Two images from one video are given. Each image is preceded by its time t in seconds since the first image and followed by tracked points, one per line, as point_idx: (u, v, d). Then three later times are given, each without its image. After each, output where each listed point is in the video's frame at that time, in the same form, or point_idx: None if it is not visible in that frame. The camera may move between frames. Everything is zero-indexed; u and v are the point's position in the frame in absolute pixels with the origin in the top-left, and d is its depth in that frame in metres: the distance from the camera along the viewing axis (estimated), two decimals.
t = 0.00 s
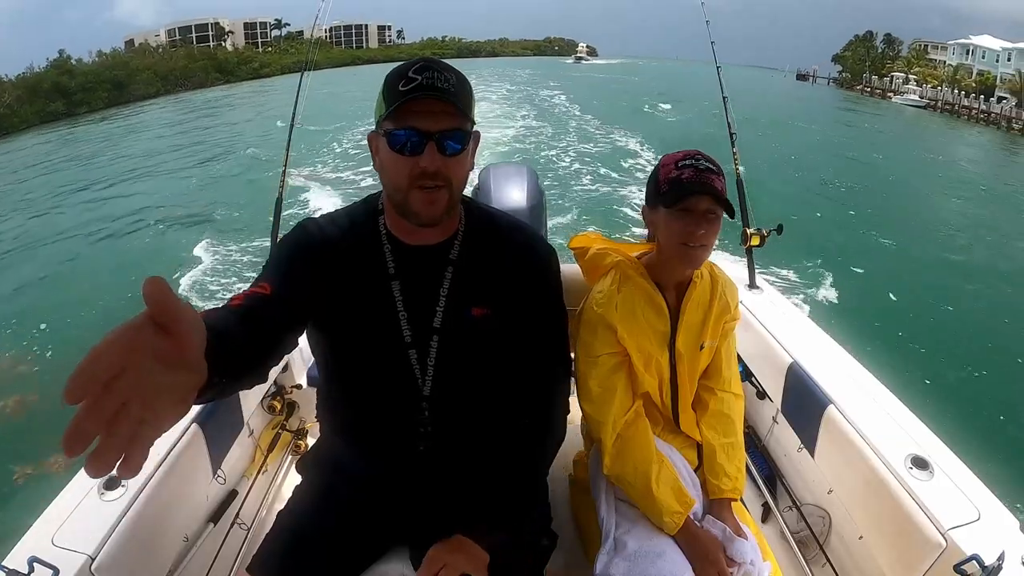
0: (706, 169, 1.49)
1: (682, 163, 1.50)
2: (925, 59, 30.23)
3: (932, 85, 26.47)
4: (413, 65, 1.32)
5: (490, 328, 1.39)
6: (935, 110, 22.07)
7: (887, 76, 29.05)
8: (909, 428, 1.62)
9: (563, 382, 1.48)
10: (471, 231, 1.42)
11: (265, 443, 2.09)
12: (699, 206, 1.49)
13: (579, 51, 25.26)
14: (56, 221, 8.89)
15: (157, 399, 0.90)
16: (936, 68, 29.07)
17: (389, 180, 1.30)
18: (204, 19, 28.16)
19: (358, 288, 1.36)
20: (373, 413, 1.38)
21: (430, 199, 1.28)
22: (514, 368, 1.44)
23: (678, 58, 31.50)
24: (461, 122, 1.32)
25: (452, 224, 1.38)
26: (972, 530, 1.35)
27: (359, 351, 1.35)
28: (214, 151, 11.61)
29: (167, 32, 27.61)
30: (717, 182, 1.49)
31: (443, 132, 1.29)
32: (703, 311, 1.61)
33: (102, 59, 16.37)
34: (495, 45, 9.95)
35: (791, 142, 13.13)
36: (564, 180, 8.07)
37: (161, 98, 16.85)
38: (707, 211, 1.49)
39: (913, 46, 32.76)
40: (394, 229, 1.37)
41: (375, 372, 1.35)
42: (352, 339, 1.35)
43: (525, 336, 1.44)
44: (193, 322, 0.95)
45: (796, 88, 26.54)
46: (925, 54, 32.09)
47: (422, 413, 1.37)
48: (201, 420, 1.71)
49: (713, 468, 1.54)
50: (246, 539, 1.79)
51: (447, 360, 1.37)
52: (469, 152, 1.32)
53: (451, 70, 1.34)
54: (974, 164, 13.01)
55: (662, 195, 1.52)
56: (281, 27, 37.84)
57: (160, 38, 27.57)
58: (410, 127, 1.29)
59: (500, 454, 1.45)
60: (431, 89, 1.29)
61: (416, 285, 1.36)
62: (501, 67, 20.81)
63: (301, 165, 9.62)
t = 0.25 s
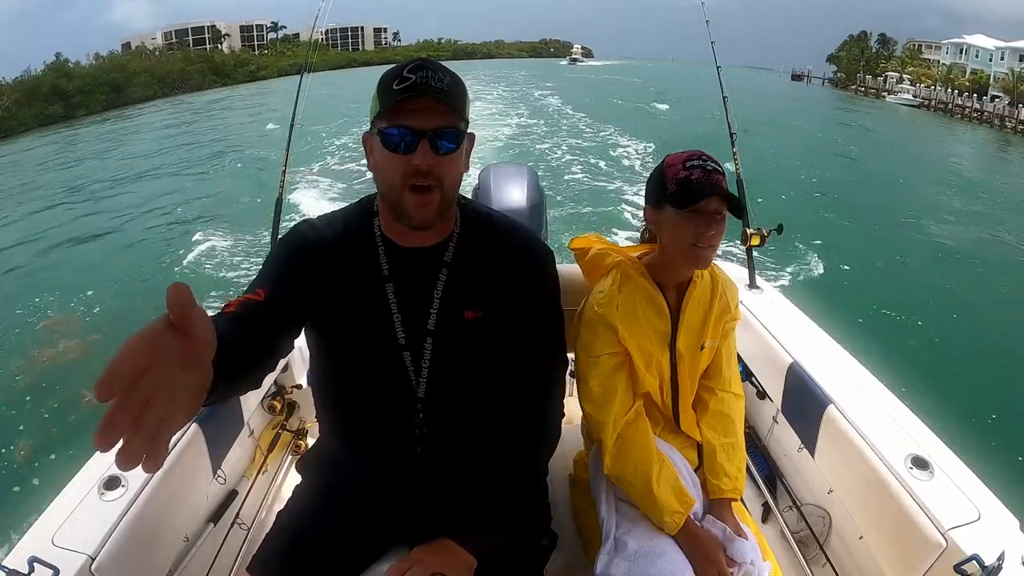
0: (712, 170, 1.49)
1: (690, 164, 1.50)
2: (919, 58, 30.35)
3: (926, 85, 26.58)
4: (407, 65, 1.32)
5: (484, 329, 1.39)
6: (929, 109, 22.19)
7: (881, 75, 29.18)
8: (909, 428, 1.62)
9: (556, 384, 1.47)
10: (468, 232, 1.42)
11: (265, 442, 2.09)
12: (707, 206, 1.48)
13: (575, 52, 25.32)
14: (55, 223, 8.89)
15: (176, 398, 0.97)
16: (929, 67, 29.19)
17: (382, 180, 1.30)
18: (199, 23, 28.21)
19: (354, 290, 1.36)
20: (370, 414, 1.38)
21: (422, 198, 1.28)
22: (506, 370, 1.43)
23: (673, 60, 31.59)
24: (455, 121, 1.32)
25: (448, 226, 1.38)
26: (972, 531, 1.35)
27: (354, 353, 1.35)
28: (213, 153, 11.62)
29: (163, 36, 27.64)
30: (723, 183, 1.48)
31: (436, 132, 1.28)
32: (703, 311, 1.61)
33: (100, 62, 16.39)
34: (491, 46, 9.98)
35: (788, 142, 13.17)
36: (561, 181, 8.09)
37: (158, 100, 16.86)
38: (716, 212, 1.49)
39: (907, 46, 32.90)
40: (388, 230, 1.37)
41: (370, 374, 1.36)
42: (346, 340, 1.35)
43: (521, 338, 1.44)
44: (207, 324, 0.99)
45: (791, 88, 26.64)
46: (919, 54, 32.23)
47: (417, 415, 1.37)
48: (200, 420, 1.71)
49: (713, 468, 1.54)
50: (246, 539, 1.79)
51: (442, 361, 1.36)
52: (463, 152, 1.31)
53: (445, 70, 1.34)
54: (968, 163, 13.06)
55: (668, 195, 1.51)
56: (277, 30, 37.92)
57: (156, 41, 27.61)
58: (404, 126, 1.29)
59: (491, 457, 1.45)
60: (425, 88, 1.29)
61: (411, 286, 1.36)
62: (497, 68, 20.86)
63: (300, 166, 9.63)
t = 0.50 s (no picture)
0: (716, 170, 1.50)
1: (693, 163, 1.50)
2: (915, 55, 30.41)
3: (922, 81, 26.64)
4: (413, 66, 1.32)
5: (478, 332, 1.38)
6: (925, 106, 22.22)
7: (877, 73, 29.24)
8: (909, 429, 1.62)
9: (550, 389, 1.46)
10: (464, 233, 1.42)
11: (265, 442, 2.09)
12: (709, 206, 1.48)
13: (572, 53, 25.37)
14: (55, 226, 8.90)
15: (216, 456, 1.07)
16: (924, 65, 29.26)
17: (381, 179, 1.30)
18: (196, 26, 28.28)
19: (350, 292, 1.36)
20: (366, 416, 1.38)
21: (418, 198, 1.27)
22: (498, 371, 1.41)
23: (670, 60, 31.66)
24: (455, 126, 1.31)
25: (444, 228, 1.37)
26: (972, 531, 1.35)
27: (349, 355, 1.35)
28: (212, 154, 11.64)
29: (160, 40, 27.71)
30: (726, 183, 1.48)
31: (437, 135, 1.28)
32: (703, 312, 1.61)
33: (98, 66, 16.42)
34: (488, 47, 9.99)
35: (785, 141, 13.19)
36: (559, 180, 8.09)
37: (157, 103, 16.87)
38: (718, 212, 1.48)
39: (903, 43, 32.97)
40: (385, 230, 1.37)
41: (365, 376, 1.36)
42: (341, 343, 1.35)
43: (517, 340, 1.44)
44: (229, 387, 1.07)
45: (787, 87, 26.69)
46: (914, 51, 32.30)
47: (411, 417, 1.37)
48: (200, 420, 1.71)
49: (713, 468, 1.54)
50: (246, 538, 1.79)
51: (437, 363, 1.36)
52: (462, 158, 1.31)
53: (450, 74, 1.34)
54: (966, 160, 13.08)
55: (671, 195, 1.51)
56: (274, 33, 38.02)
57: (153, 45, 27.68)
58: (405, 128, 1.28)
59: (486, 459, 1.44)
60: (428, 90, 1.28)
61: (406, 288, 1.36)
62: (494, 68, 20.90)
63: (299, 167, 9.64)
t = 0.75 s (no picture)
0: (714, 169, 1.50)
1: (692, 163, 1.50)
2: (911, 55, 30.46)
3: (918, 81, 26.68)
4: (393, 71, 1.31)
5: (473, 333, 1.38)
6: (922, 106, 22.24)
7: (874, 73, 29.30)
8: (909, 428, 1.62)
9: (548, 392, 1.46)
10: (461, 233, 1.41)
11: (266, 442, 2.09)
12: (708, 205, 1.48)
13: (570, 53, 25.39)
14: (55, 224, 8.87)
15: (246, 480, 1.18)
16: (921, 65, 29.31)
17: (364, 189, 1.30)
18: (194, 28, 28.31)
19: (348, 294, 1.36)
20: (364, 417, 1.38)
21: (397, 205, 1.26)
22: (495, 372, 1.41)
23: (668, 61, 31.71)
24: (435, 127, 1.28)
25: (439, 230, 1.37)
26: (972, 531, 1.35)
27: (345, 358, 1.36)
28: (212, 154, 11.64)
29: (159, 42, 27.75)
30: (725, 181, 1.49)
31: (413, 139, 1.26)
32: (703, 313, 1.61)
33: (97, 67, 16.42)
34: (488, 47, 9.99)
35: (784, 141, 13.20)
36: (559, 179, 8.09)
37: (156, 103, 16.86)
38: (717, 211, 1.48)
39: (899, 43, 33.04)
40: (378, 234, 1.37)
41: (361, 378, 1.36)
42: (337, 345, 1.36)
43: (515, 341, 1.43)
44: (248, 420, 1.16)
45: (785, 87, 26.72)
46: (911, 50, 32.34)
47: (406, 419, 1.37)
48: (201, 419, 1.71)
49: (713, 469, 1.53)
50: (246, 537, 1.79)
51: (433, 364, 1.36)
52: (441, 159, 1.28)
53: (431, 74, 1.31)
54: (963, 158, 13.09)
55: (670, 195, 1.51)
56: (273, 36, 38.07)
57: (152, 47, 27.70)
58: (383, 135, 1.28)
59: (481, 460, 1.44)
60: (402, 93, 1.26)
61: (403, 290, 1.36)
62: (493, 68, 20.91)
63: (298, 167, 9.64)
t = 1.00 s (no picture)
0: (712, 168, 1.50)
1: (690, 162, 1.50)
2: (911, 55, 30.45)
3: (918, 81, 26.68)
4: (380, 73, 1.31)
5: (470, 332, 1.37)
6: (921, 105, 22.24)
7: (874, 73, 29.30)
8: (909, 428, 1.62)
9: (547, 392, 1.46)
10: (459, 232, 1.41)
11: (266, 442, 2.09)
12: (706, 204, 1.48)
13: (570, 53, 25.40)
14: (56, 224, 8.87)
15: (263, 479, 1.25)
16: (920, 65, 29.32)
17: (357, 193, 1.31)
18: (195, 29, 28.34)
19: (348, 294, 1.37)
20: (363, 417, 1.38)
21: (384, 207, 1.26)
22: (494, 372, 1.40)
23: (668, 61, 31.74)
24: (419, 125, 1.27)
25: (436, 229, 1.37)
26: (972, 531, 1.35)
27: (344, 357, 1.36)
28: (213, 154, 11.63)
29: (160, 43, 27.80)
30: (722, 180, 1.49)
31: (395, 139, 1.26)
32: (703, 313, 1.61)
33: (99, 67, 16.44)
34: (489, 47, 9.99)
35: (784, 141, 13.22)
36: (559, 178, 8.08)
37: (158, 103, 16.85)
38: (716, 210, 1.48)
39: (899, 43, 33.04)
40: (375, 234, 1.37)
41: (360, 377, 1.36)
42: (337, 344, 1.36)
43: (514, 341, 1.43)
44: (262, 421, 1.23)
45: (785, 88, 26.72)
46: (911, 50, 32.35)
47: (402, 419, 1.37)
48: (200, 419, 1.71)
49: (713, 469, 1.53)
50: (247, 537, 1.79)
51: (430, 364, 1.36)
52: (426, 157, 1.27)
53: (417, 72, 1.30)
54: (963, 158, 13.09)
55: (668, 195, 1.51)
56: (273, 37, 38.10)
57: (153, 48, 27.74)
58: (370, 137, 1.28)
59: (479, 460, 1.43)
60: (384, 94, 1.26)
61: (401, 289, 1.36)
62: (493, 69, 20.93)
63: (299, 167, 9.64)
